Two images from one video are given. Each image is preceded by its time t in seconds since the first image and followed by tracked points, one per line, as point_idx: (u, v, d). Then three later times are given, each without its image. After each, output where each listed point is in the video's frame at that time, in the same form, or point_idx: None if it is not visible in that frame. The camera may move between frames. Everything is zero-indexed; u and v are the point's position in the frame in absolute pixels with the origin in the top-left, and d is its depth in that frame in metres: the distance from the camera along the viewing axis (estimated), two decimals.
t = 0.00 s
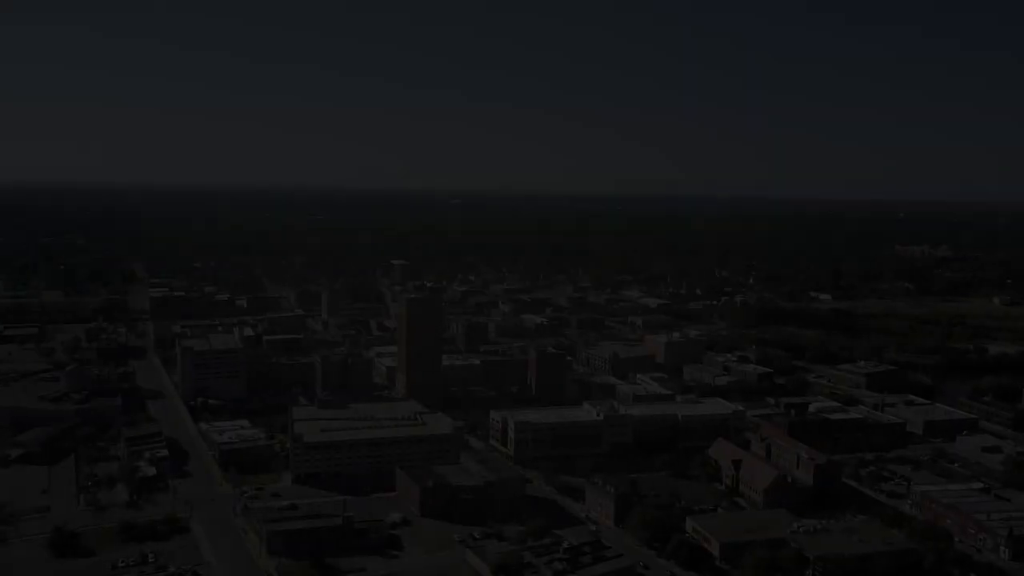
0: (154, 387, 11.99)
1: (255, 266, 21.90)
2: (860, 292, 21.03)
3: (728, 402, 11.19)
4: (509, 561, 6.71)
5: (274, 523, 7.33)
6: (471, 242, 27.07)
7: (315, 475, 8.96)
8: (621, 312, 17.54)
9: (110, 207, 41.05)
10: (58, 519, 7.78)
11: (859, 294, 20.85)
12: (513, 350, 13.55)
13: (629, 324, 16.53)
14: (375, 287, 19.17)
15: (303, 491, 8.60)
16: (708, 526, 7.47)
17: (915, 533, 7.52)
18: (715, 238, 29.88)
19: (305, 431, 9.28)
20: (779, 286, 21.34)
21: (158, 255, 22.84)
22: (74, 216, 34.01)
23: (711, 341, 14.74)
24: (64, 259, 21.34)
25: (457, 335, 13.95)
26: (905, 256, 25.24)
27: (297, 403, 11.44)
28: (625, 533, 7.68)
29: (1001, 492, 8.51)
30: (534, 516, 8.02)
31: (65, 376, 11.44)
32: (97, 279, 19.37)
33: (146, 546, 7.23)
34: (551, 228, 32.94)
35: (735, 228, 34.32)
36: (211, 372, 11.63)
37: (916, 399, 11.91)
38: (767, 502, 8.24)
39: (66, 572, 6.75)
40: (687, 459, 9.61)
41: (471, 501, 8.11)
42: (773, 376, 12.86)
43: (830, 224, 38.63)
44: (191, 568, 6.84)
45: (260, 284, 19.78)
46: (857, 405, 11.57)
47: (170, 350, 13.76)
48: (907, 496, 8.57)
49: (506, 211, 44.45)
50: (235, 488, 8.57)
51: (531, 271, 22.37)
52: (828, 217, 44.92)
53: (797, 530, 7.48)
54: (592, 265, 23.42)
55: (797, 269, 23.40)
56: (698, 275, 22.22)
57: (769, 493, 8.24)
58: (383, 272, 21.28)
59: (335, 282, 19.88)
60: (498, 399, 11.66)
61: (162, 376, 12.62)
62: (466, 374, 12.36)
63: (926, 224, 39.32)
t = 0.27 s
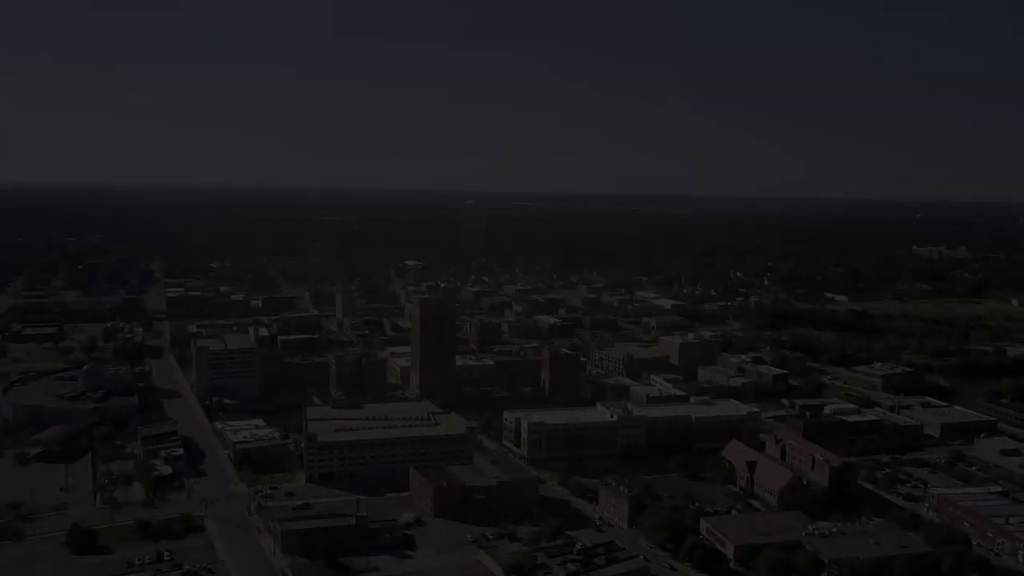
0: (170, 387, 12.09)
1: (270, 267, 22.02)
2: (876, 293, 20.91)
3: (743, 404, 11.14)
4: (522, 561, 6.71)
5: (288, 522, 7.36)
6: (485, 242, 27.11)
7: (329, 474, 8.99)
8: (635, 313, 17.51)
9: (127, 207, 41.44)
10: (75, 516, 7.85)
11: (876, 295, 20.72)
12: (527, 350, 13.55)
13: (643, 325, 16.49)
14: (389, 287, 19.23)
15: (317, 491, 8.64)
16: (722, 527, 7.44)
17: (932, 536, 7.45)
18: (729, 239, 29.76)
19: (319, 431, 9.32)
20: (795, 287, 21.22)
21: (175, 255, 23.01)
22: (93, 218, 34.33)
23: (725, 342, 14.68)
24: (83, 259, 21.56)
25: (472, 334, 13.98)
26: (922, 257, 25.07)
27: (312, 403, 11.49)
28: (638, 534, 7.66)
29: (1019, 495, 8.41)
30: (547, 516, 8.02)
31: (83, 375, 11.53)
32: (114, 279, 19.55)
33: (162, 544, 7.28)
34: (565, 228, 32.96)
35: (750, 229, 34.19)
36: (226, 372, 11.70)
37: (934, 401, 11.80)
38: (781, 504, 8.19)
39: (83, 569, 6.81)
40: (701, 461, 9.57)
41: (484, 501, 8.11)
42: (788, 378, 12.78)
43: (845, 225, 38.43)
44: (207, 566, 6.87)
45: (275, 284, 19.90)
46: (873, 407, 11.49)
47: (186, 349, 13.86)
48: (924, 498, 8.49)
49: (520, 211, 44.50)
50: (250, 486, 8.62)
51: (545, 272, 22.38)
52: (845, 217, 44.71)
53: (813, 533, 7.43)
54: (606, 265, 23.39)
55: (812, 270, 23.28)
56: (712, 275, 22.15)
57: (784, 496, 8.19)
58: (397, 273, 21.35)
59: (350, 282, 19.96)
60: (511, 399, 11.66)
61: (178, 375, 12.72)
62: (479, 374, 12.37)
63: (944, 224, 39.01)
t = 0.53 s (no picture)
0: (187, 386, 12.16)
1: (287, 267, 22.14)
2: (894, 294, 20.74)
3: (759, 405, 11.08)
4: (536, 562, 6.71)
5: (303, 521, 7.39)
6: (500, 243, 27.12)
7: (344, 474, 9.02)
8: (650, 314, 17.44)
9: (145, 208, 41.78)
10: (93, 514, 7.93)
11: (894, 296, 20.56)
12: (542, 351, 13.54)
13: (658, 326, 16.42)
14: (404, 287, 19.27)
15: (332, 491, 8.67)
16: (738, 529, 7.40)
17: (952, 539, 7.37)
18: (746, 239, 29.60)
19: (334, 430, 9.35)
20: (812, 287, 21.06)
21: (192, 255, 23.15)
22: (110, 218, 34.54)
23: (741, 343, 14.60)
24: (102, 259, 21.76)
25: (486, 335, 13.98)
26: (941, 259, 24.85)
27: (328, 403, 11.53)
28: (653, 536, 7.63)
29: None
30: (562, 518, 8.00)
31: (101, 374, 11.62)
32: (133, 278, 19.71)
33: (179, 543, 7.32)
34: (580, 229, 32.89)
35: (767, 230, 33.96)
36: (243, 371, 11.77)
37: (953, 403, 11.68)
38: (798, 507, 8.13)
39: (102, 566, 6.87)
40: (717, 463, 9.52)
41: (498, 502, 8.12)
42: (805, 380, 12.69)
43: (863, 226, 38.11)
44: (223, 565, 6.91)
45: (291, 283, 19.99)
46: (891, 409, 11.39)
47: (203, 348, 13.95)
48: (943, 502, 8.40)
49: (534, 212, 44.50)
50: (266, 485, 8.67)
51: (560, 272, 22.35)
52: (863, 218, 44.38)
53: (830, 536, 7.37)
54: (621, 266, 23.32)
55: (830, 271, 23.10)
56: (728, 276, 22.04)
57: (800, 498, 8.13)
58: (413, 273, 21.39)
59: (366, 282, 20.04)
60: (526, 400, 11.65)
61: (195, 374, 12.81)
62: (494, 375, 12.37)
63: (964, 224, 38.57)
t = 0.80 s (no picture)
0: (204, 386, 12.25)
1: (304, 268, 22.25)
2: (912, 295, 20.56)
3: (776, 407, 11.01)
4: (550, 564, 6.70)
5: (318, 521, 7.42)
6: (515, 244, 27.13)
7: (359, 474, 9.04)
8: (666, 315, 17.38)
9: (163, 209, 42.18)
10: (112, 512, 8.00)
11: (912, 297, 20.38)
12: (557, 352, 13.53)
13: (674, 328, 16.36)
14: (420, 288, 19.32)
15: (348, 490, 8.69)
16: (754, 532, 7.36)
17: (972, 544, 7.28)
18: (762, 240, 29.45)
19: (350, 430, 9.39)
20: (830, 288, 20.91)
21: (210, 255, 23.31)
22: (127, 219, 34.85)
23: (758, 345, 14.51)
24: (121, 259, 21.97)
25: (501, 336, 13.98)
26: (961, 260, 24.60)
27: (343, 403, 11.58)
28: (668, 538, 7.60)
29: None
30: (576, 519, 7.98)
31: (120, 373, 11.72)
32: (151, 278, 19.88)
33: (196, 541, 7.37)
34: (596, 231, 32.85)
35: (784, 231, 33.76)
36: (259, 371, 11.83)
37: (973, 406, 11.56)
38: (814, 510, 8.07)
39: (120, 564, 6.93)
40: (733, 465, 9.47)
41: (513, 503, 8.12)
42: (822, 382, 12.60)
43: (881, 227, 37.83)
44: (240, 563, 6.95)
45: (307, 284, 20.09)
46: (910, 412, 11.28)
47: (220, 348, 14.04)
48: (962, 506, 8.32)
49: (550, 213, 44.49)
50: (282, 484, 8.71)
51: (575, 273, 22.33)
52: (881, 219, 44.03)
53: (847, 539, 7.32)
54: (636, 267, 23.25)
55: (847, 272, 22.94)
56: (744, 277, 21.93)
57: (817, 501, 8.07)
58: (428, 274, 21.44)
59: (382, 283, 20.11)
60: (541, 401, 11.64)
61: (212, 374, 12.89)
62: (509, 376, 12.37)
63: (985, 226, 38.13)
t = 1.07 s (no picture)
0: (221, 386, 12.34)
1: (321, 269, 22.37)
2: (932, 297, 20.35)
3: (793, 409, 10.94)
4: (566, 565, 6.69)
5: (334, 522, 7.44)
6: (531, 244, 27.13)
7: (375, 474, 9.07)
8: (683, 316, 17.30)
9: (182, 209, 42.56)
10: (131, 511, 8.07)
11: (932, 299, 20.17)
12: (572, 353, 13.51)
13: (691, 329, 16.29)
14: (435, 288, 19.36)
15: (364, 491, 8.72)
16: (771, 535, 7.31)
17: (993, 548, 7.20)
18: (780, 241, 29.28)
19: (366, 430, 9.42)
20: (848, 290, 20.76)
21: (228, 255, 23.47)
22: (146, 220, 35.17)
23: (776, 347, 14.42)
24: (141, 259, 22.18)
25: (517, 337, 13.98)
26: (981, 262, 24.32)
27: (359, 403, 11.63)
28: (685, 541, 7.57)
29: None
30: (592, 521, 7.97)
31: (139, 372, 11.83)
32: (170, 278, 20.07)
33: (214, 540, 7.42)
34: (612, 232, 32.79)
35: (801, 232, 33.54)
36: (276, 370, 11.90)
37: (994, 409, 11.42)
38: (832, 513, 8.00)
39: (138, 562, 6.99)
40: (750, 468, 9.42)
41: (528, 504, 8.13)
42: (840, 385, 12.50)
43: (899, 227, 37.52)
44: (257, 563, 6.98)
45: (324, 284, 20.20)
46: (930, 415, 11.17)
47: (238, 348, 14.14)
48: (983, 510, 8.22)
49: (566, 215, 44.48)
50: (298, 484, 8.75)
51: (591, 274, 22.29)
52: (901, 220, 43.61)
53: (865, 543, 7.26)
54: (652, 268, 23.21)
55: (866, 273, 22.76)
56: (762, 277, 21.81)
57: (835, 505, 8.00)
58: (444, 275, 21.50)
59: (398, 283, 20.18)
60: (557, 403, 11.63)
61: (230, 374, 12.98)
62: (524, 377, 12.37)
63: (1006, 227, 37.69)
